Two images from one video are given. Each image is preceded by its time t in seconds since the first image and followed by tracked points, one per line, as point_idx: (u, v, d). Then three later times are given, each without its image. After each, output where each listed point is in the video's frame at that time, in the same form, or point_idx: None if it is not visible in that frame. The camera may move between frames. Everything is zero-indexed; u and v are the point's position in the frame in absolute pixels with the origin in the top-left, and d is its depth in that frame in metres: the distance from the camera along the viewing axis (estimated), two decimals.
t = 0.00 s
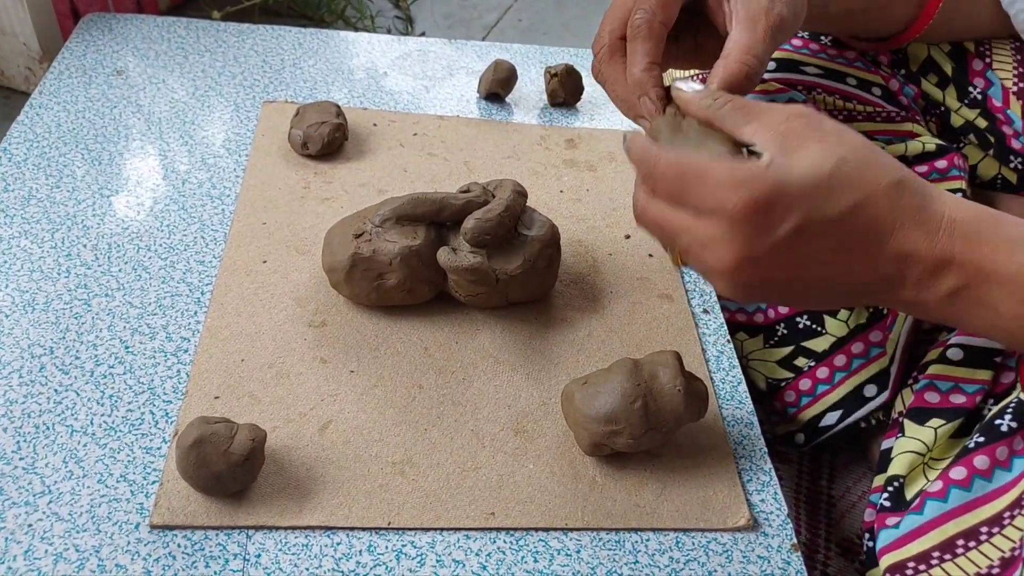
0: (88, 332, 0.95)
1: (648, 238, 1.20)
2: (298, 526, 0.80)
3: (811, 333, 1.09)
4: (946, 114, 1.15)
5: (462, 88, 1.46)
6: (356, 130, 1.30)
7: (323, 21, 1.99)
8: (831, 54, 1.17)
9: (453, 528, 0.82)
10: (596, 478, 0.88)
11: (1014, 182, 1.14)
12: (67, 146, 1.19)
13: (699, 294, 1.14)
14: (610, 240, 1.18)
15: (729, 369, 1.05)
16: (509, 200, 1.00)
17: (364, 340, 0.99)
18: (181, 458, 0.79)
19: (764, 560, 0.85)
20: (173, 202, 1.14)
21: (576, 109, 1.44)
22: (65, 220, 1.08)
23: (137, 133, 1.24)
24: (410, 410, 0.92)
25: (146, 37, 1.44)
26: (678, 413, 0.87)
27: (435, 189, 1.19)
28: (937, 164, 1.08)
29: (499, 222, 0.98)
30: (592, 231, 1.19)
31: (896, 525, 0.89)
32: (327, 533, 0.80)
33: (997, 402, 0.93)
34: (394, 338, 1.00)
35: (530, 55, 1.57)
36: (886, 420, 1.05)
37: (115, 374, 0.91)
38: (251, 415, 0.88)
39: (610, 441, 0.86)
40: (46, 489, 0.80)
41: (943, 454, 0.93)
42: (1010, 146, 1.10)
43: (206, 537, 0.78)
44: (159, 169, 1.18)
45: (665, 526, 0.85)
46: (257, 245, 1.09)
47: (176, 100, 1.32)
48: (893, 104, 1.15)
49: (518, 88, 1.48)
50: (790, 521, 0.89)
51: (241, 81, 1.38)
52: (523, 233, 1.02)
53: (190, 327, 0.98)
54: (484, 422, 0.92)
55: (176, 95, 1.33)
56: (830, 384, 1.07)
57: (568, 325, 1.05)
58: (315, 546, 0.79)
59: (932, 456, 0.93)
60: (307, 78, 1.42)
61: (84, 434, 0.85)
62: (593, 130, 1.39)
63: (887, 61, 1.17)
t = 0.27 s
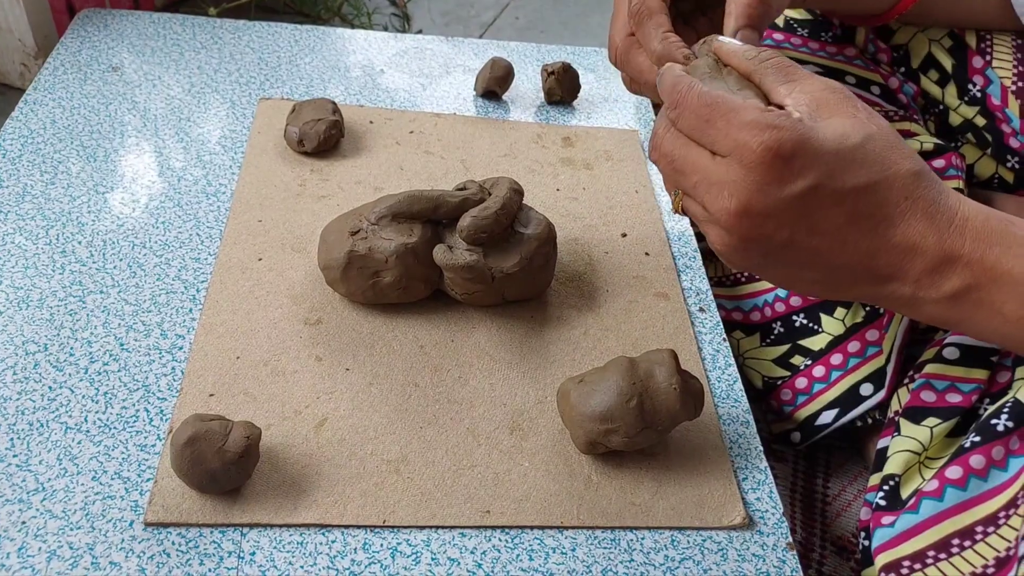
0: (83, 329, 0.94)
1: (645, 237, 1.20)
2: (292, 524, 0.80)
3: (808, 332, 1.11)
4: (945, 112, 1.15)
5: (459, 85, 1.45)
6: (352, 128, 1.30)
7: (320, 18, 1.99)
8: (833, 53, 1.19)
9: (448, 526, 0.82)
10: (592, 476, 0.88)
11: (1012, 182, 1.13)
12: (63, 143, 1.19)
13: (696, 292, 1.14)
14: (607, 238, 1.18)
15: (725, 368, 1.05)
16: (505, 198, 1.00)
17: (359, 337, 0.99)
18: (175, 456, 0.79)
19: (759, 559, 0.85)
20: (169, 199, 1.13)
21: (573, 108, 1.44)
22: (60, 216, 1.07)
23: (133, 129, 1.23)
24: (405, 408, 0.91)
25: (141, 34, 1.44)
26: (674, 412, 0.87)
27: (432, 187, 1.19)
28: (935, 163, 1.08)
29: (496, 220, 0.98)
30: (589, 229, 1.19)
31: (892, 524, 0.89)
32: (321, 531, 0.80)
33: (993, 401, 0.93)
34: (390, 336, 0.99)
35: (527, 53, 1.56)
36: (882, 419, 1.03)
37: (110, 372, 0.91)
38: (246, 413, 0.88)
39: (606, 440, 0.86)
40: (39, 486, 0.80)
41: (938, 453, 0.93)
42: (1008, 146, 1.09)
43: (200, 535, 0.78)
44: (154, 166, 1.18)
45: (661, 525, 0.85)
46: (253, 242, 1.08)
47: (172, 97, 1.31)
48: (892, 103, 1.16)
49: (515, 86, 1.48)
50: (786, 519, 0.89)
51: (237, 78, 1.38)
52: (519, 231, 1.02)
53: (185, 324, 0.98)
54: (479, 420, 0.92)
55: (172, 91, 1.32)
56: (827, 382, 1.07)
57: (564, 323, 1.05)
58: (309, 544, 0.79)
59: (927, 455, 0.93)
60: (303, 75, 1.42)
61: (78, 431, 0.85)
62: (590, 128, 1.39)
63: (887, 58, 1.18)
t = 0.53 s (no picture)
0: (84, 327, 0.94)
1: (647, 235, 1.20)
2: (294, 523, 0.80)
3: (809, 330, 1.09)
4: (948, 110, 1.14)
5: (460, 83, 1.45)
6: (354, 126, 1.30)
7: (321, 16, 1.99)
8: (834, 52, 1.18)
9: (449, 525, 0.82)
10: (593, 475, 0.88)
11: (1014, 179, 1.14)
12: (64, 141, 1.19)
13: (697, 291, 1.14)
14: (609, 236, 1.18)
15: (727, 366, 1.05)
16: (507, 196, 0.99)
17: (361, 336, 0.98)
18: (176, 454, 0.78)
19: (761, 558, 0.85)
20: (170, 197, 1.13)
21: (574, 106, 1.44)
22: (62, 215, 1.07)
23: (135, 127, 1.23)
24: (407, 406, 0.91)
25: (142, 32, 1.43)
26: (676, 410, 0.87)
27: (433, 185, 1.18)
28: (936, 161, 1.08)
29: (497, 218, 0.98)
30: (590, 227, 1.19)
31: (893, 523, 0.88)
32: (323, 529, 0.80)
33: (995, 400, 0.93)
34: (391, 335, 0.99)
35: (528, 51, 1.56)
36: (881, 416, 1.08)
37: (111, 370, 0.90)
38: (248, 411, 0.88)
39: (608, 438, 0.86)
40: (41, 484, 0.80)
41: (940, 452, 0.93)
42: (1010, 142, 1.11)
43: (202, 533, 0.78)
44: (155, 164, 1.18)
45: (663, 523, 0.85)
46: (254, 240, 1.08)
47: (173, 95, 1.31)
48: (894, 102, 1.16)
49: (516, 84, 1.47)
50: (787, 518, 0.89)
51: (239, 76, 1.38)
52: (521, 229, 1.02)
53: (186, 323, 0.97)
54: (481, 418, 0.91)
55: (174, 89, 1.32)
56: (827, 381, 1.06)
57: (566, 322, 1.05)
58: (311, 542, 0.79)
59: (928, 454, 0.93)
60: (305, 73, 1.42)
61: (80, 429, 0.85)
62: (592, 127, 1.38)
63: (890, 57, 1.17)
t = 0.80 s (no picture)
0: (82, 327, 0.94)
1: (646, 236, 1.20)
2: (292, 523, 0.80)
3: (808, 330, 1.12)
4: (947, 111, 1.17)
5: (459, 83, 1.45)
6: (352, 125, 1.30)
7: (319, 16, 1.99)
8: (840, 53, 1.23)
9: (448, 525, 0.82)
10: (592, 475, 0.88)
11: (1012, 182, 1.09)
12: (62, 141, 1.18)
13: (696, 291, 1.14)
14: (607, 237, 1.18)
15: (725, 367, 1.05)
16: (506, 196, 0.99)
17: (360, 336, 0.98)
18: (174, 455, 0.78)
19: (760, 558, 0.85)
20: (168, 197, 1.13)
21: (574, 106, 1.44)
22: (59, 214, 1.07)
23: (133, 127, 1.23)
24: (406, 406, 0.91)
25: (140, 31, 1.43)
26: (675, 411, 0.87)
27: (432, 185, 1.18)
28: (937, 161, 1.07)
29: (496, 218, 0.98)
30: (589, 227, 1.19)
31: (892, 524, 0.88)
32: (321, 529, 0.80)
33: (993, 400, 0.94)
34: (390, 335, 0.99)
35: (527, 51, 1.56)
36: (881, 418, 1.04)
37: (109, 370, 0.90)
38: (246, 411, 0.88)
39: (607, 438, 0.86)
40: (39, 484, 0.79)
41: (938, 453, 0.93)
42: (1010, 144, 1.10)
43: (200, 533, 0.78)
44: (154, 164, 1.18)
45: (661, 523, 0.85)
46: (252, 240, 1.08)
47: (172, 95, 1.31)
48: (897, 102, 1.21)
49: (515, 85, 1.47)
50: (786, 518, 0.89)
51: (237, 76, 1.38)
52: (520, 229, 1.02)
53: (185, 322, 0.97)
54: (480, 418, 0.91)
55: (172, 89, 1.32)
56: (827, 381, 1.07)
57: (565, 322, 1.05)
58: (309, 543, 0.79)
59: (927, 455, 0.93)
60: (303, 73, 1.42)
61: (77, 429, 0.84)
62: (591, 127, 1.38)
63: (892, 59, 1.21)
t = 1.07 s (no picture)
0: (87, 331, 0.95)
1: (649, 238, 1.20)
2: (297, 526, 0.80)
3: (813, 332, 1.12)
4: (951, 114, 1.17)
5: (462, 87, 1.46)
6: (356, 129, 1.30)
7: (323, 20, 1.99)
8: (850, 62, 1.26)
9: (452, 528, 0.82)
10: (596, 477, 0.88)
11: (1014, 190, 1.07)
12: (67, 145, 1.19)
13: (699, 293, 1.14)
14: (610, 240, 1.18)
15: (729, 369, 1.05)
16: (509, 199, 0.99)
17: (363, 338, 0.99)
18: (180, 458, 0.79)
19: (764, 560, 0.85)
20: (173, 201, 1.13)
21: (577, 109, 1.44)
22: (65, 218, 1.08)
23: (137, 131, 1.24)
24: (409, 409, 0.91)
25: (145, 36, 1.44)
26: (678, 413, 0.87)
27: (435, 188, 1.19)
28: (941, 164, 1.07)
29: (499, 221, 0.98)
30: (592, 230, 1.19)
31: (895, 525, 0.88)
32: (326, 532, 0.80)
33: (998, 402, 0.94)
34: (394, 338, 1.00)
35: (530, 54, 1.57)
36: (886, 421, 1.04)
37: (115, 373, 0.91)
38: (251, 414, 0.88)
39: (610, 441, 0.86)
40: (45, 487, 0.80)
41: (942, 454, 0.93)
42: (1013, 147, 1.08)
43: (205, 536, 0.78)
44: (158, 168, 1.18)
45: (665, 526, 0.85)
46: (257, 244, 1.09)
47: (176, 99, 1.32)
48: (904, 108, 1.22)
49: (518, 88, 1.48)
50: (790, 520, 0.89)
51: (241, 80, 1.38)
52: (523, 232, 1.02)
53: (189, 326, 0.98)
54: (484, 421, 0.92)
55: (176, 93, 1.33)
56: (832, 382, 1.07)
57: (568, 324, 1.05)
58: (314, 545, 0.79)
59: (931, 456, 0.93)
60: (307, 77, 1.42)
61: (83, 432, 0.85)
62: (594, 130, 1.39)
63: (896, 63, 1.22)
